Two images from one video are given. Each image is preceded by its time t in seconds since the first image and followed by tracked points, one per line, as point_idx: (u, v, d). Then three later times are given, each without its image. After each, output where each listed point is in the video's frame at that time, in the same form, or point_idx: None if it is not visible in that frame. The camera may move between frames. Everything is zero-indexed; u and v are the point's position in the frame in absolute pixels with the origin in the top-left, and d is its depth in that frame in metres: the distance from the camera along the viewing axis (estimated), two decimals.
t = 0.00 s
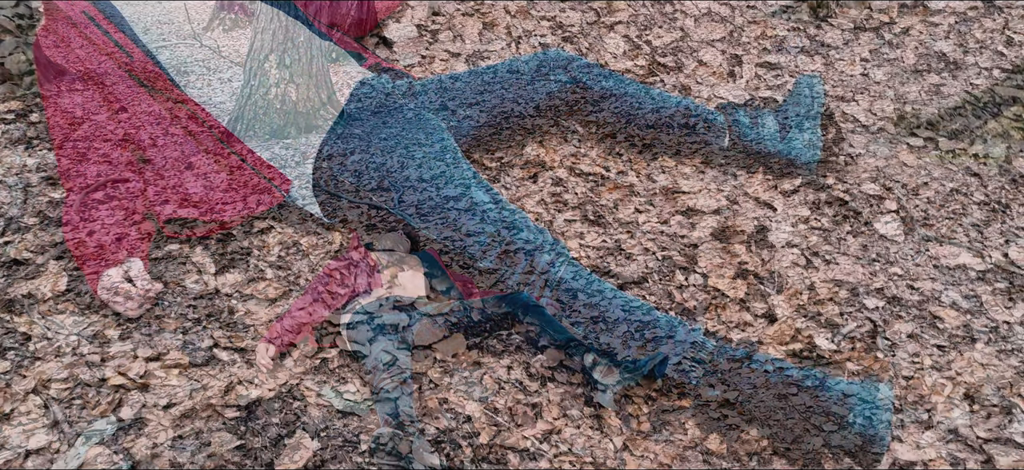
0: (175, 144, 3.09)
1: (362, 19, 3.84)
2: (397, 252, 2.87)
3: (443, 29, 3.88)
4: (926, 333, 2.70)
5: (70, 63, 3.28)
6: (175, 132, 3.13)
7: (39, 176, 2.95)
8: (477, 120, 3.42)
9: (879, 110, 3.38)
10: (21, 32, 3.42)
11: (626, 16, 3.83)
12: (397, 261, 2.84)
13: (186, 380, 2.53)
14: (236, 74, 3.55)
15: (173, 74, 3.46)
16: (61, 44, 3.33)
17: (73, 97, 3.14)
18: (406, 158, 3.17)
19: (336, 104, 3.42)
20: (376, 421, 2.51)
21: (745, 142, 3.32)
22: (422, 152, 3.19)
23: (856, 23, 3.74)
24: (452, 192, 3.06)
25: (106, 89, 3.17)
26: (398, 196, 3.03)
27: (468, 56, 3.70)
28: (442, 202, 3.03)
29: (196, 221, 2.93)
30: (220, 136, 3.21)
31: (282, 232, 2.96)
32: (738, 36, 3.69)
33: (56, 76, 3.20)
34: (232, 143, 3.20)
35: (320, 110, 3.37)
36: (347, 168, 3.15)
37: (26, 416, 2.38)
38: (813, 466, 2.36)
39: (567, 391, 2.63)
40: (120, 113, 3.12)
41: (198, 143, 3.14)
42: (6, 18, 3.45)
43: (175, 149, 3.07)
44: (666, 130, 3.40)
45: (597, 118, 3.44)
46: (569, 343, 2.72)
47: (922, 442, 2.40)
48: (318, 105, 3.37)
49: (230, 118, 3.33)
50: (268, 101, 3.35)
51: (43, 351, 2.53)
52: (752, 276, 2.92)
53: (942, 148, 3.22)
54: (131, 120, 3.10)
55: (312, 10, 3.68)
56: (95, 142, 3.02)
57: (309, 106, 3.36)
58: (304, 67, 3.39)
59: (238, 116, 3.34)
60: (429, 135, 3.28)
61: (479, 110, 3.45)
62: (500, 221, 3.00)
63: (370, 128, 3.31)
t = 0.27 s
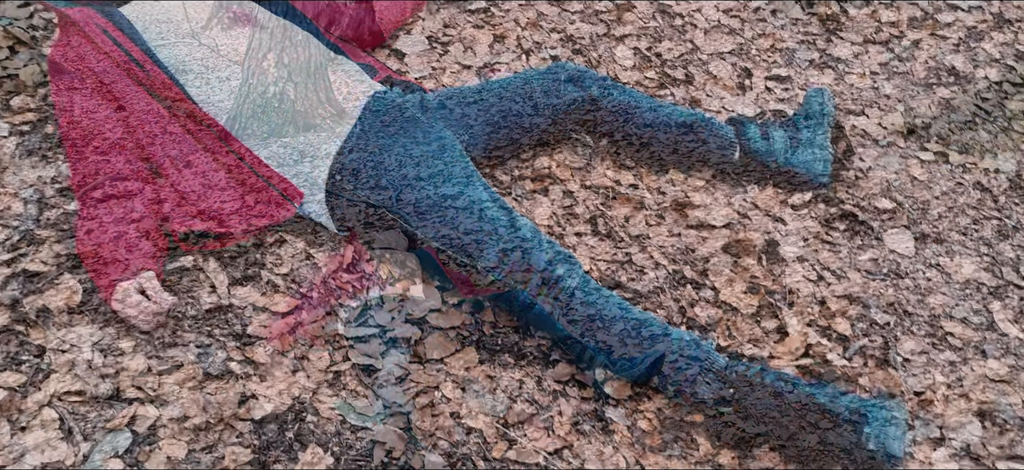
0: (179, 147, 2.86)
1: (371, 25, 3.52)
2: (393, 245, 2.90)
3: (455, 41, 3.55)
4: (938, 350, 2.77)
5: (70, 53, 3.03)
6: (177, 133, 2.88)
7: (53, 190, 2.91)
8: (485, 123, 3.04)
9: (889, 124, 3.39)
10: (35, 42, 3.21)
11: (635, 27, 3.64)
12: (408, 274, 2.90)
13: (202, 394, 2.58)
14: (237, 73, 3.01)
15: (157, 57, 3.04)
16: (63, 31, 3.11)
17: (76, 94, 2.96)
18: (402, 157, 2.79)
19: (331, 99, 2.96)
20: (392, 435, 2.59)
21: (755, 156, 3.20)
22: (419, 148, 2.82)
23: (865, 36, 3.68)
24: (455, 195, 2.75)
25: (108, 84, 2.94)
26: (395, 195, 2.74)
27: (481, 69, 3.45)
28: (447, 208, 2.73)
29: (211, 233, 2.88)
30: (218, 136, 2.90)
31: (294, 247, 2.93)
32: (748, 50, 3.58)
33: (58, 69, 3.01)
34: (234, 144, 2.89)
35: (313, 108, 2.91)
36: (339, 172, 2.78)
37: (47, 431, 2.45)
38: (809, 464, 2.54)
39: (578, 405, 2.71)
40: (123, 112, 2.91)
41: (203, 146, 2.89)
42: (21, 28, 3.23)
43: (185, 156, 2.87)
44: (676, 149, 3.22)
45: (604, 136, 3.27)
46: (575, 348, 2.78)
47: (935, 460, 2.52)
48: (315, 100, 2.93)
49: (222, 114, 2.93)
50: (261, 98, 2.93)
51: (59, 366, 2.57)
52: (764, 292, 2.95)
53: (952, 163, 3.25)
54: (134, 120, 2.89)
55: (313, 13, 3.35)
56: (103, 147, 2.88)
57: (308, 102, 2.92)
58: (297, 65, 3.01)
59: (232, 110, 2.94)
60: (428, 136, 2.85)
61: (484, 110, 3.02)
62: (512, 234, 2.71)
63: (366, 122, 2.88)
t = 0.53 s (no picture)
0: (190, 158, 2.91)
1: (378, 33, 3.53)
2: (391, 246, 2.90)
3: (461, 48, 3.55)
4: (946, 361, 2.77)
5: (79, 64, 3.04)
6: (189, 143, 2.92)
7: (63, 197, 2.92)
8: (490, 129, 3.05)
9: (896, 133, 3.39)
10: (44, 50, 3.22)
11: (641, 36, 3.64)
12: (416, 283, 2.93)
13: (210, 403, 2.60)
14: (235, 72, 3.02)
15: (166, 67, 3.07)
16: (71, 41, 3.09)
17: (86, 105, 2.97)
18: (405, 161, 2.82)
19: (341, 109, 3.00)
20: (399, 445, 2.59)
21: (762, 167, 3.20)
22: (418, 148, 2.85)
23: (872, 45, 3.67)
24: (459, 199, 2.76)
25: (118, 95, 2.96)
26: (394, 194, 2.76)
27: (487, 77, 3.45)
28: (449, 213, 2.74)
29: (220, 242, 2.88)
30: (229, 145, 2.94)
31: (301, 255, 2.94)
32: (754, 59, 3.58)
33: (68, 81, 3.02)
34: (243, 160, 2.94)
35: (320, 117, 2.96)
36: (345, 180, 2.82)
37: (56, 439, 2.46)
38: (806, 462, 2.56)
39: (586, 416, 2.71)
40: (133, 123, 2.93)
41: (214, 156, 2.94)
42: (30, 36, 3.23)
43: (191, 168, 2.91)
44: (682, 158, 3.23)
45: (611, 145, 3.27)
46: (584, 357, 2.75)
47: None
48: (316, 101, 2.97)
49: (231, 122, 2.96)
50: (268, 104, 2.95)
51: (68, 374, 2.58)
52: (772, 302, 2.95)
53: (959, 174, 3.26)
54: (144, 131, 2.91)
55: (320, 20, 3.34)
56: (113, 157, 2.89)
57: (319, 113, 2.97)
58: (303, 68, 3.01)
59: (234, 114, 2.97)
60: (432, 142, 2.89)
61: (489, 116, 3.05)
62: (518, 240, 2.71)
63: (376, 132, 2.91)
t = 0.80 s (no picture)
0: (199, 169, 2.93)
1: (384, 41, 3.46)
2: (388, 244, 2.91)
3: (469, 56, 3.55)
4: (952, 374, 2.77)
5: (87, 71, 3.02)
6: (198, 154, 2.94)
7: (72, 206, 2.94)
8: (495, 140, 3.11)
9: (903, 144, 3.39)
10: (54, 58, 3.26)
11: (648, 45, 3.64)
12: (422, 293, 2.99)
13: (218, 413, 2.61)
14: (235, 71, 2.97)
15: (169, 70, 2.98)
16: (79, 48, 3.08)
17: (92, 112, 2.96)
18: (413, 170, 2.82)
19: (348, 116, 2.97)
20: (406, 456, 2.59)
21: (768, 179, 3.20)
22: (418, 149, 2.87)
23: (878, 55, 3.67)
24: (466, 209, 2.76)
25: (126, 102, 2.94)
26: (396, 196, 2.77)
27: (494, 87, 3.46)
28: (457, 223, 2.74)
29: (227, 253, 2.90)
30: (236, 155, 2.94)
31: (307, 265, 2.98)
32: (761, 69, 3.59)
33: (75, 88, 3.00)
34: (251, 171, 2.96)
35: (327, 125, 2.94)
36: (353, 191, 2.82)
37: (63, 449, 2.46)
38: (805, 461, 2.54)
39: (592, 427, 2.73)
40: (141, 132, 2.92)
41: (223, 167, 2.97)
42: (40, 45, 3.27)
43: (202, 181, 2.93)
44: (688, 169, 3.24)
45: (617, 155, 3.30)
46: (591, 369, 2.75)
47: None
48: (316, 101, 2.98)
49: (237, 129, 2.93)
50: (275, 113, 2.94)
51: (76, 383, 2.59)
52: (779, 313, 2.95)
53: (966, 185, 3.26)
54: (153, 141, 2.92)
55: (327, 30, 3.36)
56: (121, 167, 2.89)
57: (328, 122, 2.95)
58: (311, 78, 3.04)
59: (236, 114, 2.93)
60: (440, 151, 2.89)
61: (495, 127, 3.10)
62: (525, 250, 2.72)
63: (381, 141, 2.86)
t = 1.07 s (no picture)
0: (213, 183, 2.96)
1: (395, 54, 3.47)
2: (394, 252, 2.94)
3: (479, 69, 3.57)
4: (965, 393, 2.75)
5: (101, 84, 3.04)
6: (211, 168, 2.97)
7: (84, 218, 2.96)
8: (506, 154, 3.14)
9: (914, 160, 3.38)
10: (68, 71, 3.31)
11: (658, 59, 3.65)
12: (432, 308, 3.02)
13: (228, 427, 2.60)
14: (235, 70, 3.03)
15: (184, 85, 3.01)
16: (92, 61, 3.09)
17: (106, 124, 2.96)
18: (425, 186, 2.91)
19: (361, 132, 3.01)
20: None
21: (779, 194, 3.19)
22: (433, 175, 2.93)
23: (889, 70, 3.66)
24: (478, 226, 2.85)
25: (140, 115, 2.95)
26: (412, 223, 2.85)
27: (504, 100, 3.47)
28: (469, 239, 2.83)
29: (241, 268, 2.94)
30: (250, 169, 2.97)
31: (318, 279, 3.04)
32: (771, 83, 3.59)
33: (88, 100, 3.01)
34: (263, 183, 2.96)
35: (335, 135, 2.98)
36: (365, 205, 2.89)
37: (72, 462, 2.43)
38: None
39: (602, 444, 2.71)
40: (156, 145, 2.94)
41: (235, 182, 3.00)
42: (54, 57, 3.32)
43: (215, 194, 2.94)
44: (698, 184, 3.25)
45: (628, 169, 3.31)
46: (597, 384, 2.79)
47: None
48: (316, 100, 3.04)
49: (251, 144, 2.96)
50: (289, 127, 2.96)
51: (87, 396, 2.59)
52: (790, 330, 2.94)
53: (977, 201, 3.25)
54: (167, 155, 2.94)
55: (339, 43, 3.39)
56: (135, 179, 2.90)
57: (342, 137, 2.98)
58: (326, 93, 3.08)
59: (235, 113, 2.97)
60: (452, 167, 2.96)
61: (506, 142, 3.13)
62: (535, 267, 2.82)
63: (394, 157, 2.95)
